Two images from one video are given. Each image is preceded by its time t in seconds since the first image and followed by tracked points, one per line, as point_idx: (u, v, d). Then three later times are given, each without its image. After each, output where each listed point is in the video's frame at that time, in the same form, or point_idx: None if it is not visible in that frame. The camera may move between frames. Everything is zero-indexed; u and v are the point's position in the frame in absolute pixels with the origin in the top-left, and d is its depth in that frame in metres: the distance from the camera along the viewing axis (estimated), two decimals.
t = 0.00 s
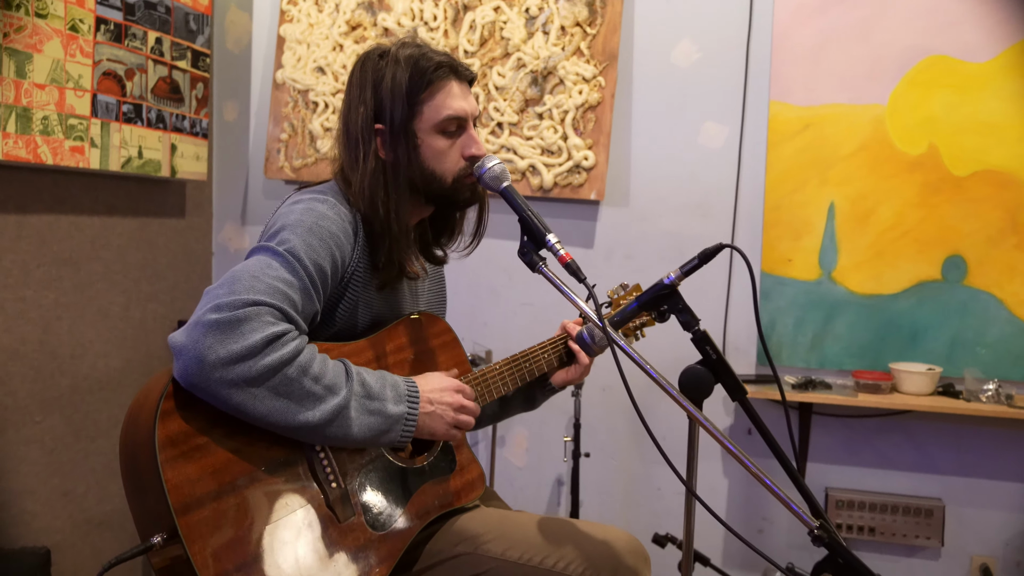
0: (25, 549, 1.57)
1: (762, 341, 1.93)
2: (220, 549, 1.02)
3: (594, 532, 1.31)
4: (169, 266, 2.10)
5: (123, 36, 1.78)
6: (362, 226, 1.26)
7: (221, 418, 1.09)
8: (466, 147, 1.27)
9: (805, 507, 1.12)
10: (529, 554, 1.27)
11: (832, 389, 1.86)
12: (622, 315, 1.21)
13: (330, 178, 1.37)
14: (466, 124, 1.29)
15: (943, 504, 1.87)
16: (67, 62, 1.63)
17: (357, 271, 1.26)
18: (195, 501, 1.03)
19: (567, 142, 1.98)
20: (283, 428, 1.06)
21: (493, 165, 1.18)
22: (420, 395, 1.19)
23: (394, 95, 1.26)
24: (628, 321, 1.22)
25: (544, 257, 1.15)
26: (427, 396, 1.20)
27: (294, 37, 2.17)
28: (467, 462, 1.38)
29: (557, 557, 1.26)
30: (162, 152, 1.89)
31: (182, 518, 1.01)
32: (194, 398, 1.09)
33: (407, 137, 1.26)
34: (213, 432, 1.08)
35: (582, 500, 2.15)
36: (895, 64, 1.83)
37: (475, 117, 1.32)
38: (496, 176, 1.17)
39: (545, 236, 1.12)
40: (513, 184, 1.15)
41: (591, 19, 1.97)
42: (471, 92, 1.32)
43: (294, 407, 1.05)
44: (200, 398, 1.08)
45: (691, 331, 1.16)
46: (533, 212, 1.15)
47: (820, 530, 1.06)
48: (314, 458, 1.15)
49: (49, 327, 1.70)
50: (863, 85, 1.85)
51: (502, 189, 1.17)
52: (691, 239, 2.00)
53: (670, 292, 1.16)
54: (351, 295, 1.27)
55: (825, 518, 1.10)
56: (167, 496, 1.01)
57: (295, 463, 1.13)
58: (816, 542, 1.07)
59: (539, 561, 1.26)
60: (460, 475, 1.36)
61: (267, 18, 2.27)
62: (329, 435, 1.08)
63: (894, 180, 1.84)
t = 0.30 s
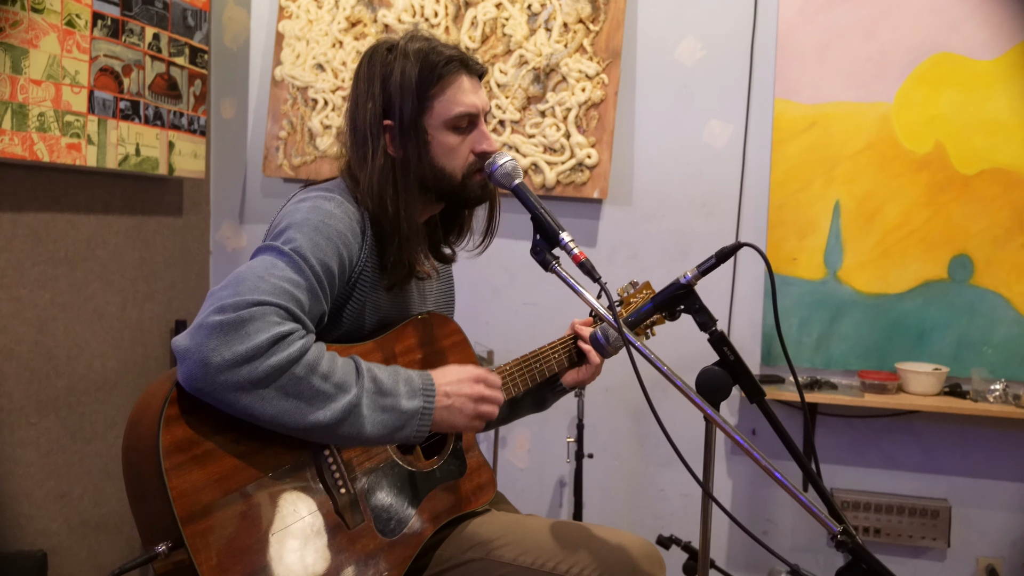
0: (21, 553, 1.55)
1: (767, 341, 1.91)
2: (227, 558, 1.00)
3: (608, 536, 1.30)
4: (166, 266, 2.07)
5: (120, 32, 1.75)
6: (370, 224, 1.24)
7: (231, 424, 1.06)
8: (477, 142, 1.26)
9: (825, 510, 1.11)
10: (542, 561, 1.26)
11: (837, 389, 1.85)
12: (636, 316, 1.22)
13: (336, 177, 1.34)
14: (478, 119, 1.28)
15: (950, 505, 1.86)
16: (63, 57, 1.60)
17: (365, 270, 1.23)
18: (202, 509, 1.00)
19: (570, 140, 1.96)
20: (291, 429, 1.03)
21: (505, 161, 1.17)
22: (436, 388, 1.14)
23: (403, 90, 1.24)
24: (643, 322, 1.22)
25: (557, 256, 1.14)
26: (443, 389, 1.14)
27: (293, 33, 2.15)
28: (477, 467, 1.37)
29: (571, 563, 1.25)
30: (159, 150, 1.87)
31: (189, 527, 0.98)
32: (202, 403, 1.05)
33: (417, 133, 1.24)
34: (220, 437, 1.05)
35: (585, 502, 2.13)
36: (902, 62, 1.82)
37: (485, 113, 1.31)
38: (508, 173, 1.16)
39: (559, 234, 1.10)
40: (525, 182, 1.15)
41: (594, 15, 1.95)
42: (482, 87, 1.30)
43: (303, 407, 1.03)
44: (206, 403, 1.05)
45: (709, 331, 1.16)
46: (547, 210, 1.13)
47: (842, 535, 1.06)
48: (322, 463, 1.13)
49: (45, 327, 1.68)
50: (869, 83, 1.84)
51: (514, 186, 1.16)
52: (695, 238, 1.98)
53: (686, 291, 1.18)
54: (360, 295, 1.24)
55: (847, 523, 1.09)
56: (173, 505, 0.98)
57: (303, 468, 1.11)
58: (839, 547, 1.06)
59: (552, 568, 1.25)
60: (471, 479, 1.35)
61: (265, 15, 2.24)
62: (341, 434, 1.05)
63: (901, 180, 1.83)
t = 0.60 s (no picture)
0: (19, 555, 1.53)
1: (768, 339, 1.91)
2: (235, 556, 0.99)
3: (618, 535, 1.29)
4: (164, 265, 2.07)
5: (119, 30, 1.74)
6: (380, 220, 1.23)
7: (239, 422, 1.07)
8: (487, 138, 1.25)
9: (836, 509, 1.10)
10: (551, 559, 1.25)
11: (838, 388, 1.84)
12: (647, 313, 1.20)
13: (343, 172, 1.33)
14: (488, 114, 1.27)
15: (951, 504, 1.86)
16: (62, 55, 1.59)
17: (375, 269, 1.22)
18: (211, 506, 1.00)
19: (570, 139, 1.96)
20: (304, 432, 1.03)
21: (514, 158, 1.17)
22: (439, 396, 1.15)
23: (413, 86, 1.23)
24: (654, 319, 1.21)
25: (566, 253, 1.14)
26: (445, 395, 1.16)
27: (292, 32, 2.14)
28: (486, 465, 1.36)
29: (581, 561, 1.24)
30: (158, 149, 1.85)
31: (198, 524, 0.98)
32: (211, 400, 1.06)
33: (427, 129, 1.23)
34: (230, 435, 1.05)
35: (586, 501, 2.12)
36: (902, 60, 1.82)
37: (495, 108, 1.30)
38: (517, 170, 1.16)
39: (569, 231, 1.10)
40: (534, 178, 1.14)
41: (595, 14, 1.94)
42: (492, 83, 1.29)
43: (316, 409, 1.03)
44: (215, 400, 1.06)
45: (720, 328, 1.17)
46: (556, 207, 1.12)
47: (858, 532, 1.05)
48: (332, 460, 1.12)
49: (44, 327, 1.67)
50: (870, 82, 1.84)
51: (523, 182, 1.16)
52: (695, 237, 1.98)
53: (697, 287, 1.17)
54: (369, 293, 1.23)
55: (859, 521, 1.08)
56: (183, 502, 0.98)
57: (313, 466, 1.10)
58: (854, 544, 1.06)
59: (561, 566, 1.24)
60: (479, 477, 1.34)
61: (264, 13, 2.23)
62: (351, 437, 1.06)
63: (902, 178, 1.83)
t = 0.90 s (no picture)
0: (15, 566, 1.50)
1: (771, 343, 1.90)
2: None
3: (637, 551, 1.29)
4: (160, 269, 2.04)
5: (114, 31, 1.71)
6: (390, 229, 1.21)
7: (249, 437, 1.04)
8: (500, 143, 1.23)
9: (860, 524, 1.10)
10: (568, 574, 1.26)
11: (843, 392, 1.84)
12: (665, 324, 1.20)
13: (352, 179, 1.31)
14: (500, 119, 1.24)
15: (955, 508, 1.85)
16: (57, 56, 1.56)
17: (384, 278, 1.20)
18: (222, 527, 0.97)
19: (572, 141, 1.94)
20: (315, 449, 1.01)
21: (527, 164, 1.15)
22: (452, 409, 1.14)
23: (423, 90, 1.21)
24: (671, 329, 1.20)
25: (581, 261, 1.13)
26: (458, 409, 1.15)
27: (289, 32, 2.11)
28: (499, 479, 1.35)
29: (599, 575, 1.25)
30: (153, 151, 1.83)
31: (210, 546, 0.95)
32: (220, 415, 1.03)
33: (438, 133, 1.21)
34: (240, 451, 1.02)
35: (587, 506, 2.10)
36: (907, 62, 1.81)
37: (506, 113, 1.27)
38: (531, 176, 1.14)
39: (584, 238, 1.09)
40: (548, 184, 1.13)
41: (596, 15, 1.92)
42: (503, 86, 1.27)
43: (327, 426, 1.00)
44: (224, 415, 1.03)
45: (739, 339, 1.15)
46: (570, 214, 1.12)
47: (884, 548, 1.05)
48: (344, 477, 1.09)
49: (38, 333, 1.63)
50: (874, 84, 1.83)
51: (537, 189, 1.15)
52: (698, 240, 1.96)
53: (716, 297, 1.16)
54: (379, 302, 1.22)
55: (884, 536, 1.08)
56: (193, 523, 0.95)
57: (325, 483, 1.08)
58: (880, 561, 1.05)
59: None
60: (493, 491, 1.33)
61: (260, 13, 2.20)
62: (362, 454, 1.03)
63: (906, 180, 1.82)
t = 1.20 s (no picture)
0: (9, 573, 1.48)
1: (768, 345, 1.90)
2: None
3: (644, 558, 1.28)
4: (154, 271, 2.02)
5: (108, 32, 1.70)
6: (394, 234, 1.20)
7: (253, 449, 1.03)
8: (504, 148, 1.22)
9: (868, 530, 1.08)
10: None
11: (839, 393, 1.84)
12: (670, 329, 1.19)
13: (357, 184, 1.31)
14: (504, 125, 1.24)
15: (951, 509, 1.86)
16: (50, 59, 1.55)
17: (389, 287, 1.19)
18: (230, 538, 0.96)
19: (568, 143, 1.93)
20: (320, 461, 1.00)
21: (531, 169, 1.15)
22: (459, 424, 1.13)
23: (428, 95, 1.20)
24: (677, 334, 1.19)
25: (587, 267, 1.11)
26: (466, 424, 1.14)
27: (283, 34, 2.09)
28: (503, 485, 1.37)
29: None
30: (147, 154, 1.81)
31: (218, 557, 0.94)
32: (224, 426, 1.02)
33: (442, 139, 1.20)
34: (245, 463, 1.02)
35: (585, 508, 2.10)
36: (903, 63, 1.82)
37: (510, 118, 1.27)
38: (536, 181, 1.14)
39: (589, 244, 1.08)
40: (552, 190, 1.13)
41: (592, 16, 1.92)
42: (507, 91, 1.26)
43: (332, 437, 0.99)
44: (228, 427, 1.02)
45: (746, 344, 1.15)
46: (575, 218, 1.10)
47: (892, 554, 1.03)
48: (349, 488, 1.09)
49: (32, 337, 1.62)
50: (870, 85, 1.83)
51: (542, 195, 1.14)
52: (695, 242, 1.96)
53: (722, 302, 1.15)
54: (384, 310, 1.21)
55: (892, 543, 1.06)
56: (200, 535, 0.94)
57: (331, 494, 1.07)
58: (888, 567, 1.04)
59: None
60: (496, 499, 1.35)
61: (254, 14, 2.19)
62: (366, 467, 1.02)
63: (903, 181, 1.83)
